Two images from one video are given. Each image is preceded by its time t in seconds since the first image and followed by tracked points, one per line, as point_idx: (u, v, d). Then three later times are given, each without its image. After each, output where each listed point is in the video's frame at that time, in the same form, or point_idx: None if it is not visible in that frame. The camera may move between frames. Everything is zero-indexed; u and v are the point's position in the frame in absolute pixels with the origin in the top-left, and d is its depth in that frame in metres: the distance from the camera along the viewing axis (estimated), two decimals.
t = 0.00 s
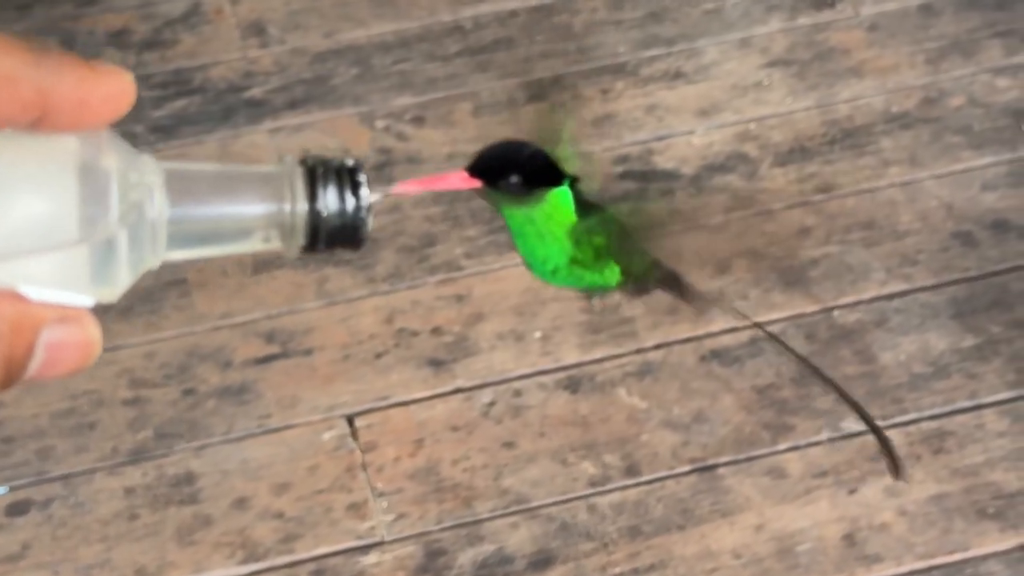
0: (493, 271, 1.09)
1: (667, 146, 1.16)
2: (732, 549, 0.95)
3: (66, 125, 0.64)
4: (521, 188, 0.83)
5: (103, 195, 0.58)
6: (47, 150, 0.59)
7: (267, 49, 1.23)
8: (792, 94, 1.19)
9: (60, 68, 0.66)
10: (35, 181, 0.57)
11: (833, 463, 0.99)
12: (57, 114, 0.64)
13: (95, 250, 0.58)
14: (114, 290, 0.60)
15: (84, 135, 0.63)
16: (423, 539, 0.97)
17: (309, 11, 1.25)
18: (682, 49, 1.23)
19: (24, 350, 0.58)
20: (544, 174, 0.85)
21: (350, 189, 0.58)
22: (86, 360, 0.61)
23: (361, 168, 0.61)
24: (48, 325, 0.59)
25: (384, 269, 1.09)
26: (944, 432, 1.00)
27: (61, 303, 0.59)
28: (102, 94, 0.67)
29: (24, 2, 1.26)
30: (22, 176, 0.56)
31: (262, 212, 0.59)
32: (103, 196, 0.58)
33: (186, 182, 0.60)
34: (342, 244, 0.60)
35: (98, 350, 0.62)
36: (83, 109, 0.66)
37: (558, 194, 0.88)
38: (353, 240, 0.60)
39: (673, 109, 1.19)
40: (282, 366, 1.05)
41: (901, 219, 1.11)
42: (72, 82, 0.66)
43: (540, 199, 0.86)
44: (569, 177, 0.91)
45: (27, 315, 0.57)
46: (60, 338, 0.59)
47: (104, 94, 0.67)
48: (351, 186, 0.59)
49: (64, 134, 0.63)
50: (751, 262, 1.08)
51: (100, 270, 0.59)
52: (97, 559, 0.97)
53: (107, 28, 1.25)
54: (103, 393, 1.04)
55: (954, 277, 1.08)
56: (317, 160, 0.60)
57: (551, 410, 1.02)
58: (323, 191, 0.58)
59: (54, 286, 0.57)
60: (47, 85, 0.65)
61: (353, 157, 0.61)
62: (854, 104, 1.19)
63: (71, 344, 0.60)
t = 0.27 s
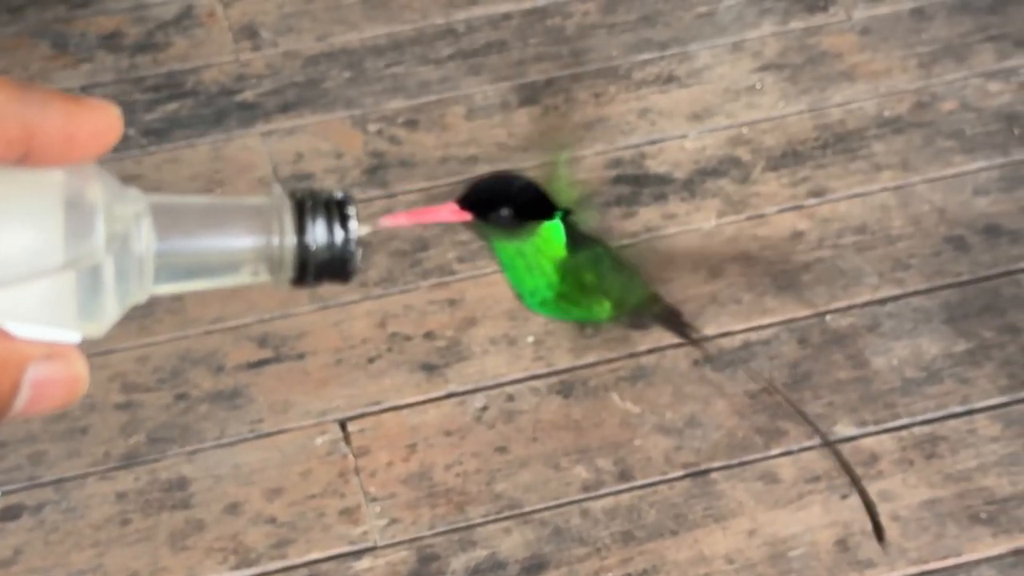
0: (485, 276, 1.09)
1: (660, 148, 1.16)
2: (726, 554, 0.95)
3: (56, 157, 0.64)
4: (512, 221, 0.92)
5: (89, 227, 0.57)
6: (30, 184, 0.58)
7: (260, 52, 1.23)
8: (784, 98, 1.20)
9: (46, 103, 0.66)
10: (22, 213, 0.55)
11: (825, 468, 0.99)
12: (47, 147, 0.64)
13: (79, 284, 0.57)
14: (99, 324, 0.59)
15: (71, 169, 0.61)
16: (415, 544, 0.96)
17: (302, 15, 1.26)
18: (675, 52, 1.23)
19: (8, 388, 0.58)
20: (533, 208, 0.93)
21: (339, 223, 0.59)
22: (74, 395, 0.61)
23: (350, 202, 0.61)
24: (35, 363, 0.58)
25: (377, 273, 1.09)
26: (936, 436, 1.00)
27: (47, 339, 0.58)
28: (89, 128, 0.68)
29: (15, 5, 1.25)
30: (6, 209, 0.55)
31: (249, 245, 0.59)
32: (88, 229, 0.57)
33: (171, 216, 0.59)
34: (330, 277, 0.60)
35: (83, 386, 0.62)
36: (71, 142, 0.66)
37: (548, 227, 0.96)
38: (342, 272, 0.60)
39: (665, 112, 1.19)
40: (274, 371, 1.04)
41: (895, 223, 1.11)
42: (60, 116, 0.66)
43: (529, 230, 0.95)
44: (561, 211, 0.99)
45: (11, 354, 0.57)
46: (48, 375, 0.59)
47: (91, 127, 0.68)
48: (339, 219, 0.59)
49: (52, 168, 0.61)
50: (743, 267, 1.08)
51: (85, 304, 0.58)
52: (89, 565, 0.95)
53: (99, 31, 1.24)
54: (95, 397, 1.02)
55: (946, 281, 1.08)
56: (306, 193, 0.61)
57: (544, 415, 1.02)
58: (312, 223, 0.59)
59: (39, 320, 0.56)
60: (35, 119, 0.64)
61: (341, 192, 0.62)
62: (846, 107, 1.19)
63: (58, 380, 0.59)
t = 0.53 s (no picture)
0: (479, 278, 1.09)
1: (654, 151, 1.16)
2: (720, 557, 0.95)
3: (39, 182, 0.60)
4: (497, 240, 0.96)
5: (72, 247, 0.55)
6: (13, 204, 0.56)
7: (254, 54, 1.22)
8: (778, 100, 1.20)
9: (28, 123, 0.62)
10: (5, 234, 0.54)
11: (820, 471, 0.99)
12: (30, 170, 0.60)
13: (61, 305, 0.55)
14: (82, 345, 0.57)
15: (56, 188, 0.59)
16: (408, 547, 0.95)
17: (296, 17, 1.26)
18: (668, 55, 1.24)
19: None
20: (521, 226, 0.97)
21: (323, 243, 0.57)
22: (57, 417, 0.59)
23: (335, 223, 0.60)
24: (16, 384, 0.56)
25: (371, 275, 1.09)
26: (930, 439, 1.00)
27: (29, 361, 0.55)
28: (73, 148, 0.63)
29: (8, 5, 1.25)
30: None
31: (233, 265, 0.57)
32: (71, 249, 0.55)
33: (155, 235, 0.57)
34: (314, 297, 0.58)
35: (66, 409, 0.59)
36: (54, 165, 0.61)
37: (535, 247, 0.98)
38: (327, 293, 0.58)
39: (659, 115, 1.19)
40: (267, 373, 1.04)
41: (889, 225, 1.11)
42: (43, 137, 0.61)
43: (516, 251, 0.97)
44: (548, 232, 1.02)
45: None
46: (29, 397, 0.56)
47: (75, 147, 0.63)
48: (323, 240, 0.58)
49: (36, 188, 0.59)
50: (737, 270, 1.08)
51: (69, 324, 0.56)
52: (82, 567, 0.94)
53: (92, 32, 1.24)
54: (88, 399, 1.02)
55: (940, 284, 1.08)
56: (290, 213, 0.59)
57: (538, 417, 1.01)
58: (296, 244, 0.57)
59: (20, 342, 0.54)
60: (17, 140, 0.60)
61: (324, 211, 0.60)
62: (840, 110, 1.19)
63: (39, 402, 0.57)
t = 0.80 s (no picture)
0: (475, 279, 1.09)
1: (650, 152, 1.16)
2: (715, 559, 0.95)
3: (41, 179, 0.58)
4: (490, 241, 0.97)
5: (71, 244, 0.54)
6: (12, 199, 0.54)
7: (250, 55, 1.22)
8: (774, 102, 1.20)
9: (28, 119, 0.60)
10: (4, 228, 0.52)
11: (815, 472, 0.99)
12: (30, 169, 0.58)
13: (61, 303, 0.53)
14: (82, 342, 0.55)
15: (55, 185, 0.58)
16: (404, 548, 0.96)
17: (292, 18, 1.26)
18: (664, 57, 1.24)
19: None
20: (515, 229, 0.99)
21: (323, 239, 0.56)
22: (57, 413, 0.57)
23: (335, 219, 0.59)
24: (14, 380, 0.54)
25: (367, 277, 1.09)
26: (926, 441, 1.00)
27: (28, 357, 0.53)
28: (75, 145, 0.62)
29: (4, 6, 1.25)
30: None
31: (233, 262, 0.55)
32: (71, 245, 0.54)
33: (155, 232, 0.55)
34: (312, 294, 0.57)
35: (66, 402, 0.58)
36: (54, 162, 0.59)
37: (528, 249, 0.99)
38: (325, 289, 0.57)
39: (655, 116, 1.19)
40: (264, 375, 1.04)
41: (884, 227, 1.11)
42: (43, 134, 0.60)
43: (508, 251, 0.98)
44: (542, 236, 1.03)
45: None
46: (28, 393, 0.55)
47: (76, 145, 0.62)
48: (323, 236, 0.57)
49: (35, 184, 0.57)
50: (733, 271, 1.08)
51: (69, 321, 0.54)
52: (78, 569, 0.95)
53: (88, 33, 1.24)
54: (84, 400, 1.02)
55: (936, 286, 1.08)
56: (290, 210, 0.58)
57: (534, 419, 1.01)
58: (295, 240, 0.56)
59: (20, 338, 0.52)
60: (18, 138, 0.58)
61: (324, 208, 0.59)
62: (835, 112, 1.19)
63: (38, 399, 0.55)
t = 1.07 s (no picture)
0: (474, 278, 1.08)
1: (647, 152, 1.16)
2: (711, 559, 0.95)
3: (45, 170, 0.57)
4: (497, 233, 0.99)
5: (74, 237, 0.52)
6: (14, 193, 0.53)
7: (247, 55, 1.22)
8: (771, 103, 1.20)
9: (30, 112, 0.59)
10: (5, 220, 0.51)
11: (812, 472, 0.99)
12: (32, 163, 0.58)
13: (63, 297, 0.52)
14: (84, 337, 0.54)
15: (57, 179, 0.57)
16: (402, 548, 0.96)
17: (289, 17, 1.25)
18: (662, 57, 1.24)
19: None
20: (516, 224, 1.02)
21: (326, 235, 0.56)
22: (58, 407, 0.57)
23: (337, 216, 0.58)
24: (16, 374, 0.54)
25: (365, 277, 1.08)
26: (923, 441, 1.00)
27: (30, 350, 0.52)
28: (75, 139, 0.61)
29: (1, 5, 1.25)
30: None
31: (235, 257, 0.55)
32: (73, 238, 0.52)
33: (156, 226, 0.55)
34: (314, 288, 0.57)
35: (69, 395, 0.58)
36: (57, 155, 0.59)
37: (530, 243, 1.03)
38: (328, 284, 0.57)
39: (653, 116, 1.19)
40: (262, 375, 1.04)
41: (881, 227, 1.11)
42: (45, 127, 0.59)
43: (514, 244, 1.01)
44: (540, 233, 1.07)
45: None
46: (30, 387, 0.55)
47: (77, 138, 0.61)
48: (326, 232, 0.56)
49: (36, 177, 0.56)
50: (730, 271, 1.08)
51: (71, 315, 0.53)
52: (74, 569, 0.95)
53: (84, 32, 1.24)
54: (82, 400, 1.02)
55: (933, 286, 1.08)
56: (292, 205, 0.58)
57: (531, 419, 1.01)
58: (298, 235, 0.55)
59: (21, 332, 0.52)
60: (20, 131, 0.58)
61: (327, 203, 0.59)
62: (833, 112, 1.19)
63: (40, 393, 0.55)
